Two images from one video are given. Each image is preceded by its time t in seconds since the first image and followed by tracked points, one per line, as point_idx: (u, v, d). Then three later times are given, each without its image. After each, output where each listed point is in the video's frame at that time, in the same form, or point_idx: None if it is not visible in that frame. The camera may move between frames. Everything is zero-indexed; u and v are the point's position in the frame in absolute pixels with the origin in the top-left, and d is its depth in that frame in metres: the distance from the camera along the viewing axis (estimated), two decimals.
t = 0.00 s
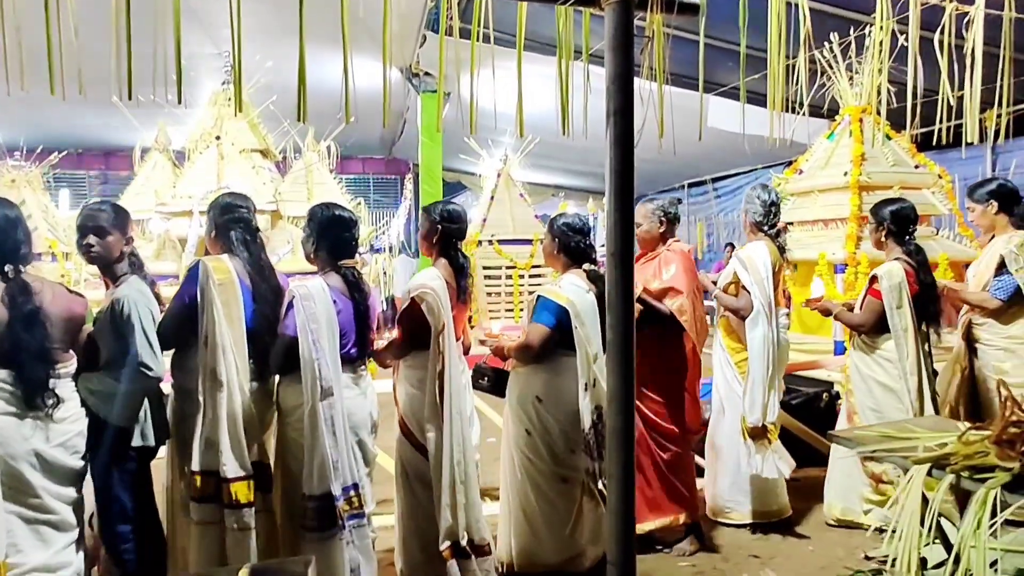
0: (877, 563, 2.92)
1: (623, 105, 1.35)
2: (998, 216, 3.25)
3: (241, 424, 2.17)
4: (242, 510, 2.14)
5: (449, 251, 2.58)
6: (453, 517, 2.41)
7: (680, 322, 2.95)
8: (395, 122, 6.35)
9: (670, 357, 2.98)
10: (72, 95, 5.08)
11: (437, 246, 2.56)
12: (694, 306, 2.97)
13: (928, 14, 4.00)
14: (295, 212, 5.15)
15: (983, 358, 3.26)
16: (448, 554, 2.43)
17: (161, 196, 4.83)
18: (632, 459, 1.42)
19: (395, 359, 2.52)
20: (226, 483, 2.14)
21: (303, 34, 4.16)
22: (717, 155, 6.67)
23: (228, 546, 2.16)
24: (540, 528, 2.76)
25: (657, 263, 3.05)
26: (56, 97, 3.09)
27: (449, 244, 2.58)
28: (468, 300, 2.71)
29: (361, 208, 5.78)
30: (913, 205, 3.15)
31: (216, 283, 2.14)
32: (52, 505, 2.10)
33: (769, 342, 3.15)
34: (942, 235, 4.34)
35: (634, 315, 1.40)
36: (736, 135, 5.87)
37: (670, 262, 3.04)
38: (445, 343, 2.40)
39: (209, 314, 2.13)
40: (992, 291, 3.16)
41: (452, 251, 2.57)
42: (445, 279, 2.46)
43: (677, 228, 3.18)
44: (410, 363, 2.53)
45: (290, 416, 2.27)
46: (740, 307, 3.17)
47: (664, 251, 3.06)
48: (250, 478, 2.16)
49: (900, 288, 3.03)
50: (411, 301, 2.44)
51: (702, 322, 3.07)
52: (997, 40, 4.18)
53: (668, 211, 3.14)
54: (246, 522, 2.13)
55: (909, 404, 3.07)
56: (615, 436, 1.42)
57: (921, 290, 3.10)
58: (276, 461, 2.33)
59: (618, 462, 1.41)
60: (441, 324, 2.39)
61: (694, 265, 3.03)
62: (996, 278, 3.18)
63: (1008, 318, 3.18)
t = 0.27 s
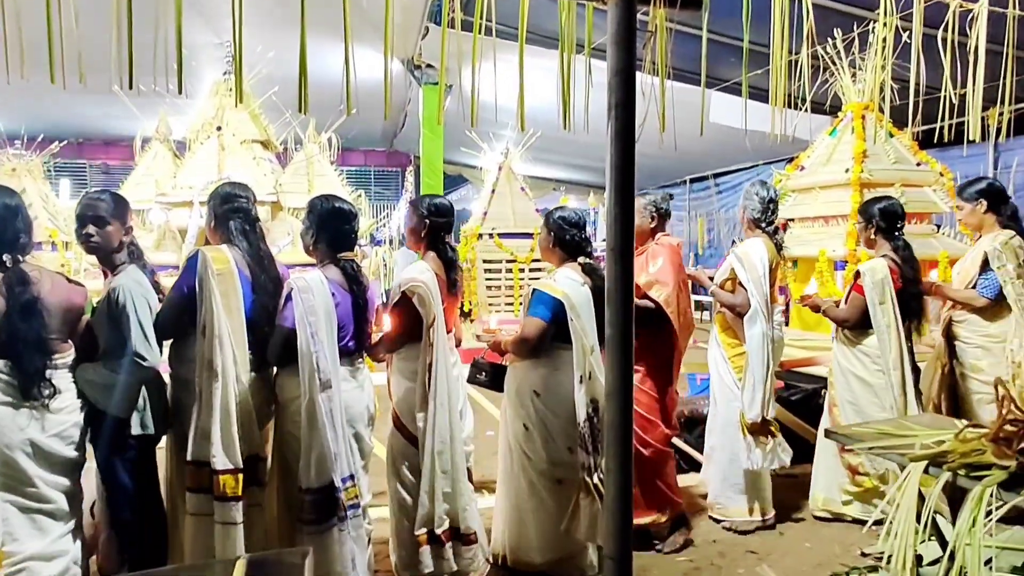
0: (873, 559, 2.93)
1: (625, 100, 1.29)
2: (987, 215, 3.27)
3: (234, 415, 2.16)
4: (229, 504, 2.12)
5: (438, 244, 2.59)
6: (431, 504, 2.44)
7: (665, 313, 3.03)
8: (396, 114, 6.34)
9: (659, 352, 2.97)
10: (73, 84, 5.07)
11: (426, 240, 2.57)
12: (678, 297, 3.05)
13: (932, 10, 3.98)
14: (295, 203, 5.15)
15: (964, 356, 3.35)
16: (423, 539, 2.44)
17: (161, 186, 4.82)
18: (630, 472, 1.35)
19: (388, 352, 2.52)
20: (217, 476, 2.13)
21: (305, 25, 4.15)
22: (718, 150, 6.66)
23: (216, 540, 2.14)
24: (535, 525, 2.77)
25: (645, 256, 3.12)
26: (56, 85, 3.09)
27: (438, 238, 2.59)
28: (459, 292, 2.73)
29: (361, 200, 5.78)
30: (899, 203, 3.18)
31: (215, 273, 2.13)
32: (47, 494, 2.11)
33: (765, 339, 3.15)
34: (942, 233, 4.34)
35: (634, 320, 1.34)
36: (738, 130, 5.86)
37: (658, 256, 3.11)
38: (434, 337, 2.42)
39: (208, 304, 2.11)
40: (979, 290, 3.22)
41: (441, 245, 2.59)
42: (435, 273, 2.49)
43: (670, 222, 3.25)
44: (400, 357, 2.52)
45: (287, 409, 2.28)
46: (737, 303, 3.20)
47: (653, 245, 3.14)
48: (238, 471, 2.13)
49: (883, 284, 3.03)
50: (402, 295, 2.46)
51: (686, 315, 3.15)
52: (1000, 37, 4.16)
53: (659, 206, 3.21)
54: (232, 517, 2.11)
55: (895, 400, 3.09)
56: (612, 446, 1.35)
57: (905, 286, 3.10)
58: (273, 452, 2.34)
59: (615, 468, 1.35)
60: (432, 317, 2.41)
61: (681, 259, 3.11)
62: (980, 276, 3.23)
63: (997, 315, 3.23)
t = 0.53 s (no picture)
0: (868, 553, 2.95)
1: (627, 94, 1.29)
2: (976, 213, 3.30)
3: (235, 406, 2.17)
4: (224, 494, 2.13)
5: (433, 236, 2.59)
6: (421, 500, 2.44)
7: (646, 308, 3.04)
8: (397, 105, 6.32)
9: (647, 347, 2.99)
10: (74, 72, 5.06)
11: (421, 232, 2.57)
12: (662, 294, 3.05)
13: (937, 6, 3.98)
14: (296, 194, 5.15)
15: (947, 348, 3.41)
16: (406, 533, 2.44)
17: (162, 174, 4.81)
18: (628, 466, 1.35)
19: (384, 344, 2.53)
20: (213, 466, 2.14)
21: (306, 14, 4.14)
22: (720, 145, 6.66)
23: (212, 529, 2.15)
24: (528, 518, 2.78)
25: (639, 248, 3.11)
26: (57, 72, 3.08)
27: (433, 229, 2.58)
28: (454, 285, 2.73)
29: (362, 191, 5.77)
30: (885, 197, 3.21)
31: (215, 263, 2.14)
32: (46, 480, 2.11)
33: (760, 336, 3.15)
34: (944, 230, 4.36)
35: (634, 314, 1.34)
36: (741, 124, 5.84)
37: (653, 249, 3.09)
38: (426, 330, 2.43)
39: (209, 293, 2.11)
40: (973, 288, 3.27)
41: (436, 237, 2.59)
42: (431, 266, 2.49)
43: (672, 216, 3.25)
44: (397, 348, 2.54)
45: (286, 401, 2.28)
46: (730, 298, 3.23)
47: (651, 237, 3.12)
48: (234, 463, 2.14)
49: (868, 276, 3.08)
50: (399, 288, 2.46)
51: (677, 311, 3.13)
52: (1004, 34, 4.15)
53: (661, 200, 3.20)
54: (227, 507, 2.12)
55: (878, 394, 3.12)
56: (610, 439, 1.36)
57: (892, 280, 3.13)
58: (274, 443, 2.35)
59: (614, 460, 1.35)
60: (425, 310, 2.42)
61: (676, 254, 3.08)
62: (972, 273, 3.28)
63: (990, 313, 3.27)
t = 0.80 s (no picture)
0: (867, 548, 2.96)
1: (630, 88, 1.28)
2: (971, 209, 3.32)
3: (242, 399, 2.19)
4: (228, 485, 2.13)
5: (430, 229, 2.58)
6: (416, 499, 2.43)
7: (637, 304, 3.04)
8: (399, 98, 6.30)
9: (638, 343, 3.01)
10: (75, 65, 5.05)
11: (418, 225, 2.56)
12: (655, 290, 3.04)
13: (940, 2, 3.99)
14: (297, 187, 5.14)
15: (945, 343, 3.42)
16: (409, 533, 2.46)
17: (163, 167, 4.80)
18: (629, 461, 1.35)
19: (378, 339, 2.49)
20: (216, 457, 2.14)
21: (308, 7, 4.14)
22: (722, 141, 6.65)
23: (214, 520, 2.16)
24: (520, 509, 2.82)
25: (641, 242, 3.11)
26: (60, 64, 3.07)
27: (431, 223, 2.58)
28: (451, 279, 2.73)
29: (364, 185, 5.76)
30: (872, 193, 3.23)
31: (217, 256, 2.13)
32: (49, 470, 2.12)
33: (759, 333, 3.16)
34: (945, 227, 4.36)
35: (636, 309, 1.33)
36: (743, 120, 5.83)
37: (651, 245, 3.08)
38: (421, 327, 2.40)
39: (211, 286, 2.11)
40: (968, 284, 3.27)
41: (432, 230, 2.58)
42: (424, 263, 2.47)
43: (676, 212, 3.24)
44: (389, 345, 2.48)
45: (288, 393, 2.28)
46: (725, 293, 3.20)
47: (651, 232, 3.11)
48: (238, 454, 2.15)
49: (855, 270, 3.07)
50: (389, 285, 2.43)
51: (672, 307, 3.10)
52: (1007, 30, 4.14)
53: (665, 195, 3.20)
54: (231, 498, 2.13)
55: (862, 386, 3.13)
56: (612, 434, 1.35)
57: (881, 273, 3.11)
58: (275, 436, 2.35)
59: (615, 456, 1.35)
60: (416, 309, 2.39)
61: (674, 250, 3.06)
62: (966, 269, 3.29)
63: (985, 309, 3.26)
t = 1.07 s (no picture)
0: (868, 550, 2.97)
1: (630, 92, 1.28)
2: (966, 210, 3.30)
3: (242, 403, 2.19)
4: (233, 489, 2.13)
5: (428, 231, 2.59)
6: (417, 504, 2.43)
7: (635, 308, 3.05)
8: (400, 99, 6.29)
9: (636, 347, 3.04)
10: (76, 65, 5.05)
11: (414, 227, 2.57)
12: (652, 294, 3.05)
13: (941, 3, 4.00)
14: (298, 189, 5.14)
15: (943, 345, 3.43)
16: (412, 541, 2.43)
17: (163, 168, 4.80)
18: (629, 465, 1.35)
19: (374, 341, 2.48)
20: (220, 460, 2.14)
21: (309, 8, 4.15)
22: (723, 142, 6.64)
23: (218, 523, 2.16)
24: (508, 509, 2.82)
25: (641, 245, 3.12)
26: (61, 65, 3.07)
27: (427, 225, 2.58)
28: (450, 281, 2.73)
29: (364, 186, 5.76)
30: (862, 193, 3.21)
31: (220, 258, 2.14)
32: (52, 472, 2.12)
33: (756, 334, 3.16)
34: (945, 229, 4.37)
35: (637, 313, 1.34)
36: (744, 122, 5.83)
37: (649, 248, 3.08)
38: (415, 331, 2.40)
39: (213, 288, 2.11)
40: (964, 285, 3.27)
41: (429, 232, 2.59)
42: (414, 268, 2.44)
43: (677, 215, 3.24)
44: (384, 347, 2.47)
45: (291, 395, 2.28)
46: (726, 295, 3.20)
47: (651, 235, 3.12)
48: (243, 457, 2.15)
49: (839, 272, 3.08)
50: (380, 287, 2.44)
51: (669, 310, 3.10)
52: (1008, 32, 4.14)
53: (665, 196, 3.19)
54: (237, 501, 2.13)
55: (850, 388, 3.14)
56: (613, 437, 1.36)
57: (868, 276, 3.13)
58: (277, 438, 2.35)
59: (616, 459, 1.35)
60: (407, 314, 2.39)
61: (672, 254, 3.07)
62: (962, 270, 3.28)
63: (979, 311, 3.26)
